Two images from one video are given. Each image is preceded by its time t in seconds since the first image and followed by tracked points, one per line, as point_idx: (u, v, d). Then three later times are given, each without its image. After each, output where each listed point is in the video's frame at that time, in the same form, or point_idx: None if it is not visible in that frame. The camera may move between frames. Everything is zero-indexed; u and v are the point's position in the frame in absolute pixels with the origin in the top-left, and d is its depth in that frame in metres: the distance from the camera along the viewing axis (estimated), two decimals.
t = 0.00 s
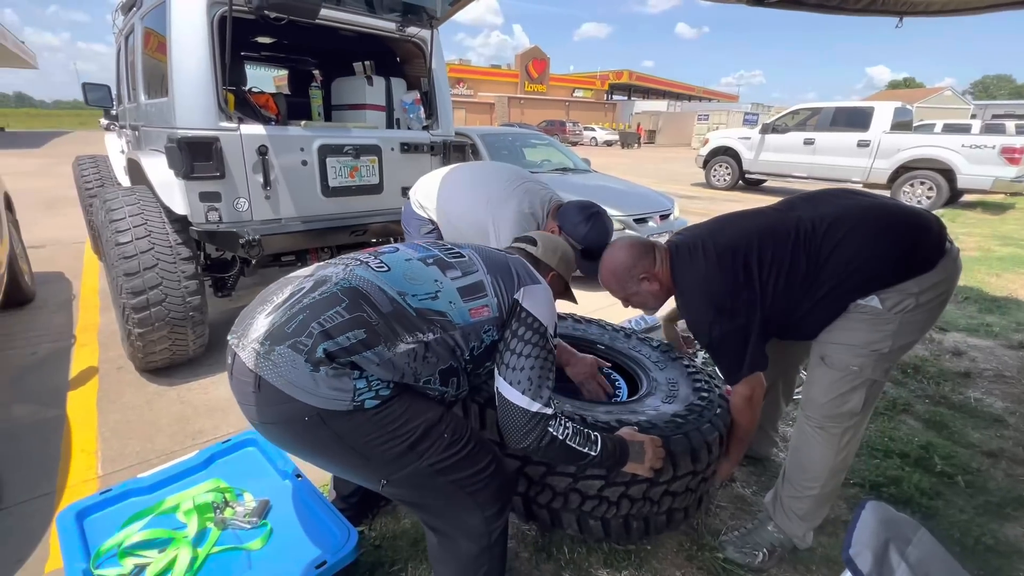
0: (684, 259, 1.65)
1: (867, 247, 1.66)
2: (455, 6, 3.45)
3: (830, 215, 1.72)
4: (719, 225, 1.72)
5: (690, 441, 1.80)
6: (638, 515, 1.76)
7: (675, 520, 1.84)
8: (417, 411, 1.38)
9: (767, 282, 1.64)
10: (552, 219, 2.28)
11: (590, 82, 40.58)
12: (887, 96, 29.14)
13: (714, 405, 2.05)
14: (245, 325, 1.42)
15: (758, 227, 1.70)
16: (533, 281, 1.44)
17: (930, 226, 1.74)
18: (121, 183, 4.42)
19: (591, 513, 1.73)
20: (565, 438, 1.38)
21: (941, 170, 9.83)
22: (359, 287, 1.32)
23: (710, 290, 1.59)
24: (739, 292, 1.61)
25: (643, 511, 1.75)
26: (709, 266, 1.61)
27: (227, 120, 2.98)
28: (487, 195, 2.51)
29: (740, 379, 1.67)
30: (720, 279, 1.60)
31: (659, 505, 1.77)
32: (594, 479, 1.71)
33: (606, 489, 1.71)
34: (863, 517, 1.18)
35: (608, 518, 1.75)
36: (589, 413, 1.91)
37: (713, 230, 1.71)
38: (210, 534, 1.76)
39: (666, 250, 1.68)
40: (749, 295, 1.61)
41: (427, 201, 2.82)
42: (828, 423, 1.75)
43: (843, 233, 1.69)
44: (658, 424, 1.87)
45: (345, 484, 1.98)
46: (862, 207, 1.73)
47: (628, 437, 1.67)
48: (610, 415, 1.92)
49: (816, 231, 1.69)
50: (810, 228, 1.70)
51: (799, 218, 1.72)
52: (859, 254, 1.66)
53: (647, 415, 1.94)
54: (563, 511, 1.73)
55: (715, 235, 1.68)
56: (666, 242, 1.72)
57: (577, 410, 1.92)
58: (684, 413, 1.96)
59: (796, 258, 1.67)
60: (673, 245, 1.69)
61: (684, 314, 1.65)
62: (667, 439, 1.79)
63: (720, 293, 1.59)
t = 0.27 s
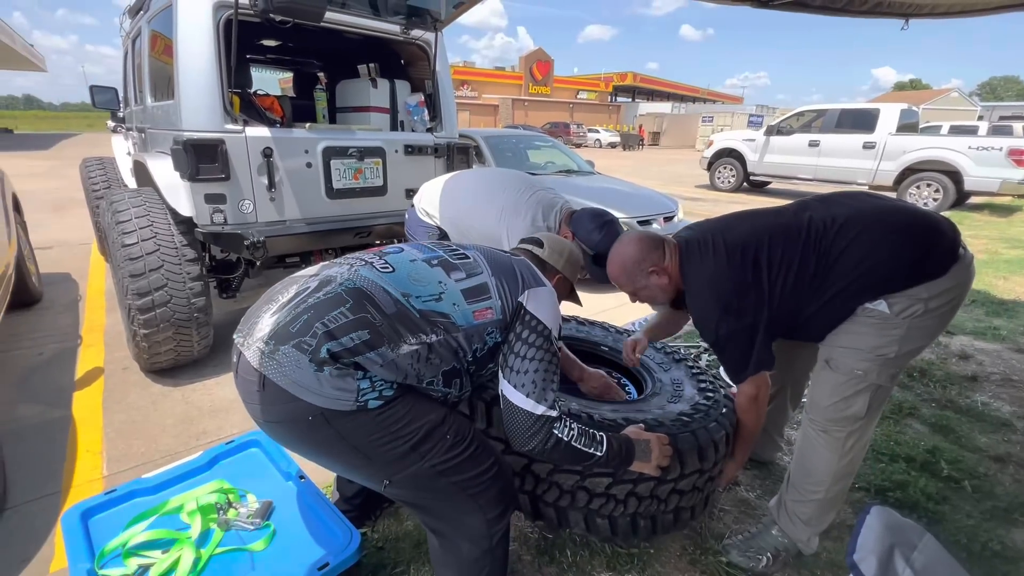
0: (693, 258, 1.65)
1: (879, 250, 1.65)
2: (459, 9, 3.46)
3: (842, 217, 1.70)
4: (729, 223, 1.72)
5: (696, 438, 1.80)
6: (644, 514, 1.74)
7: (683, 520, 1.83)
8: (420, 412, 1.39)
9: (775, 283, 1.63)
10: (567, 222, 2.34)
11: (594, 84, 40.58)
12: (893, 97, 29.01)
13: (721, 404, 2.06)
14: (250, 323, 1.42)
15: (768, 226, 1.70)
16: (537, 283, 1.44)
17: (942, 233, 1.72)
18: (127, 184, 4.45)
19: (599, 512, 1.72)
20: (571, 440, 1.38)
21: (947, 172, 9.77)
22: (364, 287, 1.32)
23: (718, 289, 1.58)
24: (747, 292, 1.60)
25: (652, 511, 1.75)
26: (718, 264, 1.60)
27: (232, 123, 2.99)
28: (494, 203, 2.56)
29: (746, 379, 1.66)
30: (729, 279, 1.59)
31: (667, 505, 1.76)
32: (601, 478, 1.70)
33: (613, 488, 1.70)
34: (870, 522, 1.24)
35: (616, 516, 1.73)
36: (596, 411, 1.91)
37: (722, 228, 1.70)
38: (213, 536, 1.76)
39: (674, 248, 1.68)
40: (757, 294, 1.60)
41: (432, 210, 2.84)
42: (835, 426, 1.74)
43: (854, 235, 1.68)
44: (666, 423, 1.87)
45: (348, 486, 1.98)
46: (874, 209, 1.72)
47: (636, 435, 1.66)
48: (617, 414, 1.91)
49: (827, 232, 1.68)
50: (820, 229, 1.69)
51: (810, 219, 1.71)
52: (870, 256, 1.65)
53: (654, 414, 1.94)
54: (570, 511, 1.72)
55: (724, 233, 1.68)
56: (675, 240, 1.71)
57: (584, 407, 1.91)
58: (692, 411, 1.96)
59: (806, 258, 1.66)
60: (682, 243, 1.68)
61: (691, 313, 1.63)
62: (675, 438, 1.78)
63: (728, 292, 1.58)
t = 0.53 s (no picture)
0: (706, 258, 1.63)
1: (893, 252, 1.64)
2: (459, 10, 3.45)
3: (856, 218, 1.70)
4: (742, 223, 1.71)
5: (707, 436, 1.80)
6: (656, 512, 1.74)
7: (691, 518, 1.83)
8: (420, 411, 1.38)
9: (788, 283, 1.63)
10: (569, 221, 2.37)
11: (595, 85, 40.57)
12: (894, 97, 28.97)
13: (728, 404, 2.06)
14: (251, 319, 1.42)
15: (781, 227, 1.69)
16: (540, 283, 1.43)
17: (955, 236, 1.72)
18: (127, 185, 4.45)
19: (609, 510, 1.72)
20: (579, 440, 1.37)
21: (948, 172, 9.76)
22: (364, 285, 1.32)
23: (731, 289, 1.57)
24: (760, 292, 1.59)
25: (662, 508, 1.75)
26: (732, 264, 1.59)
27: (232, 124, 2.99)
28: (494, 203, 2.57)
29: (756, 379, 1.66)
30: (743, 279, 1.58)
31: (676, 503, 1.76)
32: (612, 475, 1.69)
33: (623, 485, 1.70)
34: (870, 523, 1.26)
35: (626, 513, 1.73)
36: (606, 409, 1.91)
37: (735, 227, 1.69)
38: (212, 536, 1.76)
39: (686, 248, 1.66)
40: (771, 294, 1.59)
41: (431, 213, 2.84)
42: (845, 428, 1.73)
43: (868, 237, 1.67)
44: (676, 420, 1.87)
45: (348, 487, 1.98)
46: (889, 212, 1.72)
47: (646, 432, 1.66)
48: (626, 411, 1.91)
49: (841, 233, 1.68)
50: (833, 230, 1.68)
51: (824, 220, 1.70)
52: (884, 258, 1.64)
53: (663, 411, 1.94)
54: (579, 508, 1.72)
55: (738, 232, 1.67)
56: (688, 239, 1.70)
57: (593, 405, 1.91)
58: (700, 410, 1.97)
59: (819, 259, 1.66)
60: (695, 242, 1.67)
61: (703, 313, 1.63)
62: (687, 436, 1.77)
63: (741, 293, 1.57)
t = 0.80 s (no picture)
0: (719, 251, 1.63)
1: (904, 250, 1.65)
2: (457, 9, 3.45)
3: (869, 215, 1.70)
4: (753, 217, 1.70)
5: (713, 429, 1.80)
6: (664, 507, 1.75)
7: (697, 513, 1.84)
8: (421, 409, 1.38)
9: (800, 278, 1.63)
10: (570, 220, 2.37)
11: (593, 84, 40.56)
12: (892, 96, 28.99)
13: (732, 398, 2.06)
14: (252, 317, 1.43)
15: (793, 222, 1.69)
16: (542, 279, 1.43)
17: (966, 237, 1.73)
18: (125, 185, 4.44)
19: (617, 506, 1.73)
20: (585, 436, 1.38)
21: (946, 170, 9.77)
22: (365, 283, 1.32)
23: (742, 282, 1.57)
24: (771, 286, 1.59)
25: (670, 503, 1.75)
26: (744, 258, 1.59)
27: (230, 124, 2.99)
28: (495, 202, 2.57)
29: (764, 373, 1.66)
30: (755, 272, 1.58)
31: (682, 498, 1.77)
32: (620, 470, 1.70)
33: (631, 479, 1.70)
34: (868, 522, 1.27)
35: (634, 509, 1.74)
36: (611, 404, 1.91)
37: (747, 221, 1.69)
38: (212, 537, 1.76)
39: (697, 240, 1.66)
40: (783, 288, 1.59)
41: (431, 212, 2.82)
42: (851, 425, 1.73)
43: (881, 234, 1.67)
44: (683, 414, 1.87)
45: (348, 487, 1.98)
46: (901, 210, 1.72)
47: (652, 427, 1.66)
48: (631, 406, 1.91)
49: (854, 229, 1.68)
50: (844, 227, 1.68)
51: (837, 215, 1.70)
52: (896, 256, 1.65)
53: (668, 405, 1.95)
54: (588, 504, 1.73)
55: (750, 226, 1.67)
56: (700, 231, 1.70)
57: (598, 400, 1.91)
58: (705, 403, 1.97)
59: (831, 255, 1.65)
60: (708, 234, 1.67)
61: (713, 306, 1.63)
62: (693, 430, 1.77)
63: (753, 286, 1.57)
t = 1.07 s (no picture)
0: (716, 237, 1.64)
1: (901, 238, 1.65)
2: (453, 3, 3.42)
3: (868, 203, 1.71)
4: (752, 204, 1.70)
5: (709, 418, 1.81)
6: (661, 497, 1.77)
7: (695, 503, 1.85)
8: (420, 403, 1.39)
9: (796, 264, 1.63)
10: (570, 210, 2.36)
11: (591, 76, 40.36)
12: (890, 86, 28.93)
13: (726, 386, 2.08)
14: (251, 313, 1.43)
15: (791, 209, 1.69)
16: (540, 273, 1.43)
17: (963, 228, 1.74)
18: (121, 182, 4.42)
19: (614, 497, 1.74)
20: (582, 429, 1.38)
21: (943, 161, 9.77)
22: (363, 278, 1.32)
23: (739, 269, 1.58)
24: (768, 272, 1.59)
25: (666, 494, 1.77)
26: (742, 244, 1.60)
27: (225, 120, 2.97)
28: (494, 193, 2.57)
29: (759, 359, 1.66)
30: (752, 258, 1.58)
31: (679, 488, 1.78)
32: (616, 462, 1.71)
33: (628, 471, 1.72)
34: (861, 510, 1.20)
35: (632, 500, 1.75)
36: (608, 397, 1.92)
37: (746, 207, 1.69)
38: (213, 533, 1.77)
39: (695, 226, 1.67)
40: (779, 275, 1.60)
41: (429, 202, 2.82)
42: (846, 413, 1.74)
43: (878, 222, 1.68)
44: (678, 405, 1.88)
45: (349, 482, 1.99)
46: (899, 199, 1.73)
47: (648, 418, 1.67)
48: (628, 399, 1.92)
49: (851, 216, 1.69)
50: (842, 214, 1.69)
51: (835, 203, 1.71)
52: (892, 244, 1.66)
53: (664, 397, 1.96)
54: (585, 496, 1.75)
55: (748, 212, 1.67)
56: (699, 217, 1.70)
57: (594, 393, 1.92)
58: (700, 394, 1.97)
59: (828, 242, 1.66)
60: (706, 221, 1.68)
61: (709, 292, 1.63)
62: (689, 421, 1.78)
63: (750, 273, 1.57)
